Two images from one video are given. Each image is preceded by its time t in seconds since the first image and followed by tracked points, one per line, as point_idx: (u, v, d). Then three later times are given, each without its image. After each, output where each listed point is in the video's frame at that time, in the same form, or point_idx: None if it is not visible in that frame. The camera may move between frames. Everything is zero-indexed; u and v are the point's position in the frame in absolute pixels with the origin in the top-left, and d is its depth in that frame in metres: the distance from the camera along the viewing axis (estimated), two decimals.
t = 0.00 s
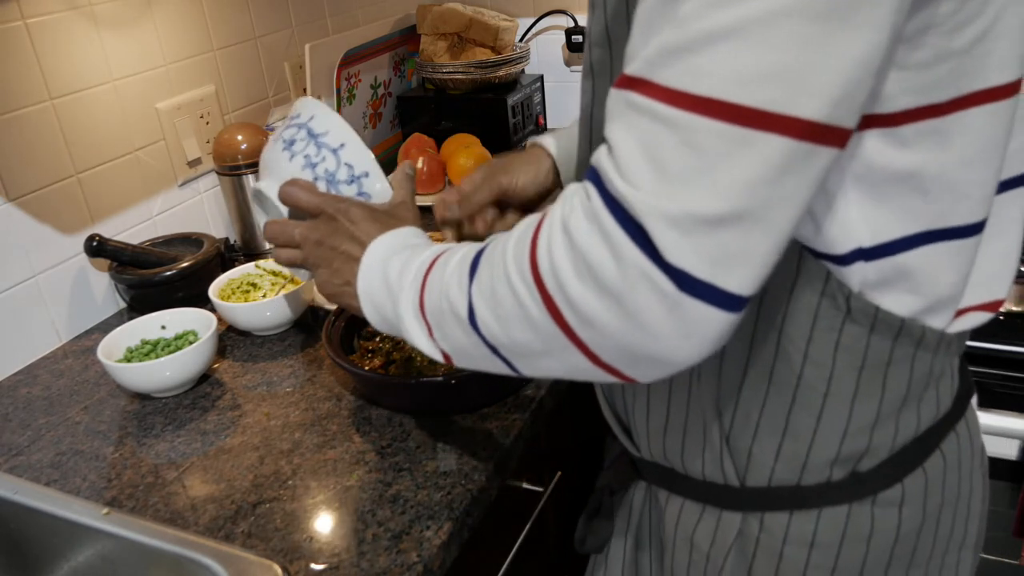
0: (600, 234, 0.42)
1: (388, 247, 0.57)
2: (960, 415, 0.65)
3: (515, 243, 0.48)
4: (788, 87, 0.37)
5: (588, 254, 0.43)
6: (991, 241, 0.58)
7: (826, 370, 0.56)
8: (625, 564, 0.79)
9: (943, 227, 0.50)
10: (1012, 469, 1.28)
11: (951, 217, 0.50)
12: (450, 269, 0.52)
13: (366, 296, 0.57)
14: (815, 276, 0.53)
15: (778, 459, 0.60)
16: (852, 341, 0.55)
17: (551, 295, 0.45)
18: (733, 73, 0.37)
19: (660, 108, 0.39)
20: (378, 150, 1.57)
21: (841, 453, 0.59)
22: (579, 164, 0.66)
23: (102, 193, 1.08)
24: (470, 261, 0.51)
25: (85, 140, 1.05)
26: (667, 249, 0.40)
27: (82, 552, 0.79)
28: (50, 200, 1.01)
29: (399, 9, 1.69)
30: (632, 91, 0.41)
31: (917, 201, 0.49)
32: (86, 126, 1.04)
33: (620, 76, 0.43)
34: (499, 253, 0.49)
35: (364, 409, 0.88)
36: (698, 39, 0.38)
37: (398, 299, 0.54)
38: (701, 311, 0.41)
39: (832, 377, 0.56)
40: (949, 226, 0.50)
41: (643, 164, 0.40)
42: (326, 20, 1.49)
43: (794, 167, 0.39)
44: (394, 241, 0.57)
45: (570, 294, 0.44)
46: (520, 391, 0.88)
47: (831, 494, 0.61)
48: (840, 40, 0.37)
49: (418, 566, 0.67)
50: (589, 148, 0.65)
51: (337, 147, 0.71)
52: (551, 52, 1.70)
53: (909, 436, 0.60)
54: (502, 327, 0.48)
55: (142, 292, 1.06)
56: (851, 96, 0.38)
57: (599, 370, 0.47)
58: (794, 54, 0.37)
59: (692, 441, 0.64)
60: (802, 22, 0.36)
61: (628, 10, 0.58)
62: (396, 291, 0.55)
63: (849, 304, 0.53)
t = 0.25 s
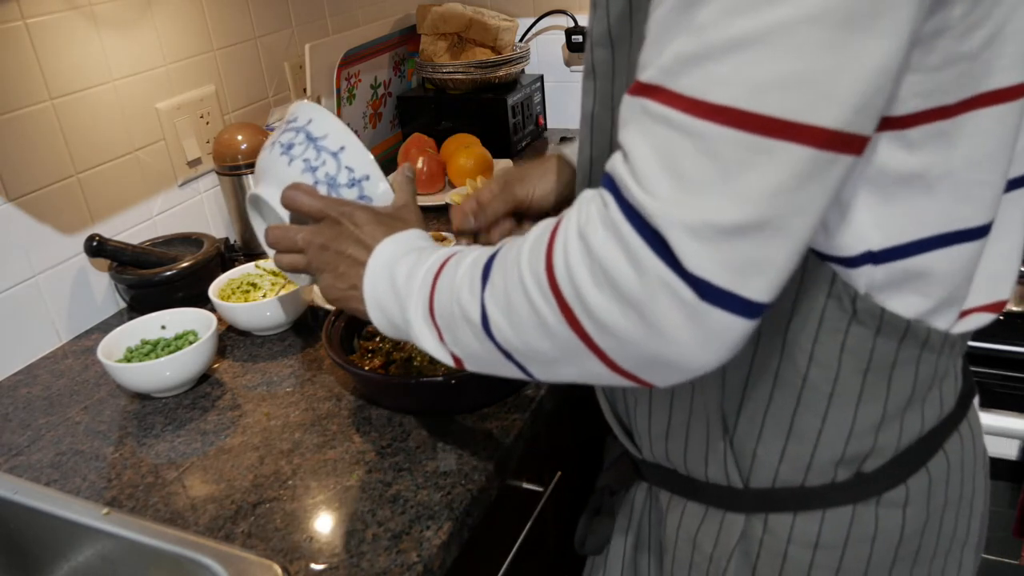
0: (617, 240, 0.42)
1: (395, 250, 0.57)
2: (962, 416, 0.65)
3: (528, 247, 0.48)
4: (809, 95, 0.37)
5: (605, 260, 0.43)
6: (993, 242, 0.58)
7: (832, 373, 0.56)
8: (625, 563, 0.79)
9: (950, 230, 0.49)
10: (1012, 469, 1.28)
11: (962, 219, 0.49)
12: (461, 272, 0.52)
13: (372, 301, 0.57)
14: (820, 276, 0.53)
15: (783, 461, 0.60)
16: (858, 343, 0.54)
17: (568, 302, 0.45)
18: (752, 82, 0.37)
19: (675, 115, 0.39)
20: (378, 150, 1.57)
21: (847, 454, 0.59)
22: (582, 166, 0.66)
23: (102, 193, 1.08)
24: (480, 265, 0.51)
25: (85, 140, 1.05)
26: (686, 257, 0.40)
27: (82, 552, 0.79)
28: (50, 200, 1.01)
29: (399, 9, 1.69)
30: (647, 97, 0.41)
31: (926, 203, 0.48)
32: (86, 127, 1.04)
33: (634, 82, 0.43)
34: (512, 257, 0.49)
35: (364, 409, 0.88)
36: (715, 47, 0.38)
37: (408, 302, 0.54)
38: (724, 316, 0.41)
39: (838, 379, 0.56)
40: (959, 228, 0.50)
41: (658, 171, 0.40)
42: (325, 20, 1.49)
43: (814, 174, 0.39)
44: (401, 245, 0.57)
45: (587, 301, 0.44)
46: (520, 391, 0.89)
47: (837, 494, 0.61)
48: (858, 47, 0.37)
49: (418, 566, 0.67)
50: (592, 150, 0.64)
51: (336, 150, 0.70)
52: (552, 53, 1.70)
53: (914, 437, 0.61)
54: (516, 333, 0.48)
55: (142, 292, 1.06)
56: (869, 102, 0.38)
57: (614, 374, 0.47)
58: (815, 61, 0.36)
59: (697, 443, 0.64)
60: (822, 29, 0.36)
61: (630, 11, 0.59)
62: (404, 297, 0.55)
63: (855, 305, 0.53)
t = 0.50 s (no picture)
0: (627, 250, 0.42)
1: (400, 257, 0.57)
2: (964, 419, 0.65)
3: (536, 257, 0.48)
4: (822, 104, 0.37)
5: (616, 270, 0.43)
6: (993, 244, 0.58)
7: (835, 378, 0.56)
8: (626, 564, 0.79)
9: (947, 238, 0.50)
10: (1012, 469, 1.28)
11: (965, 229, 0.50)
12: (468, 280, 0.52)
13: (376, 311, 0.57)
14: (823, 280, 0.53)
15: (784, 465, 0.60)
16: (861, 347, 0.54)
17: (578, 313, 0.45)
18: (765, 91, 0.37)
19: (687, 124, 0.39)
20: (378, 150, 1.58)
21: (848, 457, 0.59)
22: (584, 167, 0.66)
23: (101, 193, 1.08)
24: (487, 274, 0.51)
25: (85, 140, 1.04)
26: (698, 268, 0.40)
27: (82, 552, 0.79)
28: (50, 200, 1.01)
29: (399, 9, 1.69)
30: (657, 105, 0.41)
31: (928, 210, 0.49)
32: (85, 127, 1.04)
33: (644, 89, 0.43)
34: (519, 267, 0.49)
35: (364, 409, 0.88)
36: (727, 55, 0.38)
37: (412, 311, 0.54)
38: (726, 323, 0.41)
39: (840, 384, 0.56)
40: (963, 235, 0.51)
41: (669, 181, 0.40)
42: (325, 20, 1.49)
43: (828, 184, 0.39)
44: (404, 251, 0.57)
45: (598, 312, 0.44)
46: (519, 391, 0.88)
47: (839, 497, 0.61)
48: (868, 52, 0.37)
49: (418, 566, 0.67)
50: (595, 152, 0.65)
51: (335, 159, 0.70)
52: (552, 52, 1.70)
53: (916, 439, 0.61)
54: (525, 342, 0.48)
55: (142, 292, 1.06)
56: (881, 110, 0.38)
57: (623, 384, 0.47)
58: (827, 70, 0.37)
59: (698, 448, 0.64)
60: (835, 39, 0.36)
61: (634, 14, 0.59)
62: (408, 305, 0.55)
63: (858, 310, 0.53)
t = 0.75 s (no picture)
0: (640, 255, 0.42)
1: (404, 261, 0.57)
2: (967, 419, 0.65)
3: (544, 262, 0.48)
4: (836, 108, 0.37)
5: (628, 276, 0.43)
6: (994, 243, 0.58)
7: (839, 380, 0.56)
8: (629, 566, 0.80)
9: (962, 238, 0.50)
10: (1012, 469, 1.28)
11: (972, 230, 0.50)
12: (475, 285, 0.52)
13: (378, 314, 0.57)
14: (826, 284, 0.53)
15: (787, 467, 0.60)
16: (864, 349, 0.54)
17: (591, 319, 0.45)
18: (781, 95, 0.37)
19: (699, 129, 0.39)
20: (377, 151, 1.58)
21: (852, 459, 0.59)
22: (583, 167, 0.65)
23: (102, 193, 1.08)
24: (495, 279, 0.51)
25: (85, 140, 1.04)
26: (714, 274, 0.40)
27: (82, 552, 0.79)
28: (50, 200, 1.01)
29: (399, 10, 1.69)
30: (669, 110, 0.41)
31: (935, 209, 0.49)
32: (85, 127, 1.04)
33: (654, 94, 0.43)
34: (528, 272, 0.49)
35: (364, 409, 0.88)
36: (740, 60, 0.38)
37: (419, 316, 0.54)
38: (740, 327, 0.41)
39: (844, 386, 0.56)
40: (969, 237, 0.51)
41: (682, 186, 0.40)
42: (325, 20, 1.49)
43: (843, 188, 0.39)
44: (407, 254, 0.58)
45: (611, 318, 0.44)
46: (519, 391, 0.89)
47: (842, 499, 0.61)
48: (873, 53, 0.37)
49: (418, 566, 0.67)
50: (595, 152, 0.64)
51: (330, 164, 0.70)
52: (552, 53, 1.70)
53: (920, 440, 0.61)
54: (534, 348, 0.48)
55: (142, 292, 1.06)
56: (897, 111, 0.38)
57: (634, 390, 0.47)
58: (841, 73, 0.37)
59: (700, 451, 0.64)
60: (848, 42, 0.36)
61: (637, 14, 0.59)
62: (413, 310, 0.55)
63: (863, 313, 0.53)
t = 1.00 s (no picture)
0: (651, 261, 0.42)
1: (405, 265, 0.57)
2: (966, 417, 0.65)
3: (551, 267, 0.48)
4: (846, 117, 0.37)
5: (639, 283, 0.42)
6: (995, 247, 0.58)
7: (840, 381, 0.56)
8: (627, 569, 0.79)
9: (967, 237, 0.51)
10: (1012, 469, 1.28)
11: (971, 231, 0.51)
12: (478, 291, 0.52)
13: (377, 322, 0.57)
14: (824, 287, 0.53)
15: (787, 469, 0.60)
16: (865, 350, 0.54)
17: (602, 327, 0.45)
18: (791, 103, 0.37)
19: (708, 138, 0.39)
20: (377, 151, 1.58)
21: (852, 460, 0.59)
22: (581, 168, 0.65)
23: (102, 193, 1.08)
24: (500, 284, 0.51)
25: (85, 140, 1.04)
26: (727, 283, 0.40)
27: (82, 552, 0.79)
28: (50, 200, 1.01)
29: (399, 9, 1.69)
30: (676, 119, 0.41)
31: (937, 210, 0.49)
32: (85, 126, 1.04)
33: (660, 102, 0.43)
34: (535, 278, 0.49)
35: (364, 409, 0.88)
36: (748, 70, 0.38)
37: (422, 320, 0.54)
38: (751, 333, 0.41)
39: (845, 387, 0.56)
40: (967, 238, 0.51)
41: (692, 194, 0.40)
42: (325, 20, 1.49)
43: (852, 194, 0.39)
44: (407, 258, 0.57)
45: (623, 326, 0.44)
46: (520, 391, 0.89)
47: (844, 499, 0.60)
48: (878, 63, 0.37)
49: (418, 566, 0.67)
50: (593, 154, 0.64)
51: (308, 172, 0.70)
52: (552, 53, 1.70)
53: (919, 440, 0.61)
54: (543, 355, 0.48)
55: (142, 292, 1.06)
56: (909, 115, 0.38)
57: (644, 394, 0.47)
58: (851, 81, 0.37)
59: (700, 454, 0.64)
60: (857, 50, 0.36)
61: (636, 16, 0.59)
62: (415, 316, 0.54)
63: (864, 313, 0.52)
